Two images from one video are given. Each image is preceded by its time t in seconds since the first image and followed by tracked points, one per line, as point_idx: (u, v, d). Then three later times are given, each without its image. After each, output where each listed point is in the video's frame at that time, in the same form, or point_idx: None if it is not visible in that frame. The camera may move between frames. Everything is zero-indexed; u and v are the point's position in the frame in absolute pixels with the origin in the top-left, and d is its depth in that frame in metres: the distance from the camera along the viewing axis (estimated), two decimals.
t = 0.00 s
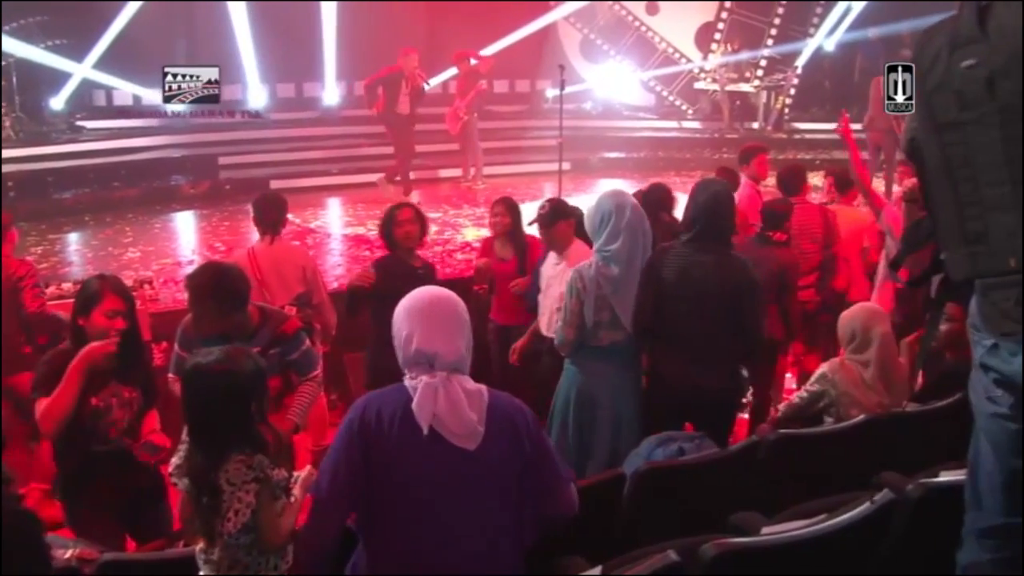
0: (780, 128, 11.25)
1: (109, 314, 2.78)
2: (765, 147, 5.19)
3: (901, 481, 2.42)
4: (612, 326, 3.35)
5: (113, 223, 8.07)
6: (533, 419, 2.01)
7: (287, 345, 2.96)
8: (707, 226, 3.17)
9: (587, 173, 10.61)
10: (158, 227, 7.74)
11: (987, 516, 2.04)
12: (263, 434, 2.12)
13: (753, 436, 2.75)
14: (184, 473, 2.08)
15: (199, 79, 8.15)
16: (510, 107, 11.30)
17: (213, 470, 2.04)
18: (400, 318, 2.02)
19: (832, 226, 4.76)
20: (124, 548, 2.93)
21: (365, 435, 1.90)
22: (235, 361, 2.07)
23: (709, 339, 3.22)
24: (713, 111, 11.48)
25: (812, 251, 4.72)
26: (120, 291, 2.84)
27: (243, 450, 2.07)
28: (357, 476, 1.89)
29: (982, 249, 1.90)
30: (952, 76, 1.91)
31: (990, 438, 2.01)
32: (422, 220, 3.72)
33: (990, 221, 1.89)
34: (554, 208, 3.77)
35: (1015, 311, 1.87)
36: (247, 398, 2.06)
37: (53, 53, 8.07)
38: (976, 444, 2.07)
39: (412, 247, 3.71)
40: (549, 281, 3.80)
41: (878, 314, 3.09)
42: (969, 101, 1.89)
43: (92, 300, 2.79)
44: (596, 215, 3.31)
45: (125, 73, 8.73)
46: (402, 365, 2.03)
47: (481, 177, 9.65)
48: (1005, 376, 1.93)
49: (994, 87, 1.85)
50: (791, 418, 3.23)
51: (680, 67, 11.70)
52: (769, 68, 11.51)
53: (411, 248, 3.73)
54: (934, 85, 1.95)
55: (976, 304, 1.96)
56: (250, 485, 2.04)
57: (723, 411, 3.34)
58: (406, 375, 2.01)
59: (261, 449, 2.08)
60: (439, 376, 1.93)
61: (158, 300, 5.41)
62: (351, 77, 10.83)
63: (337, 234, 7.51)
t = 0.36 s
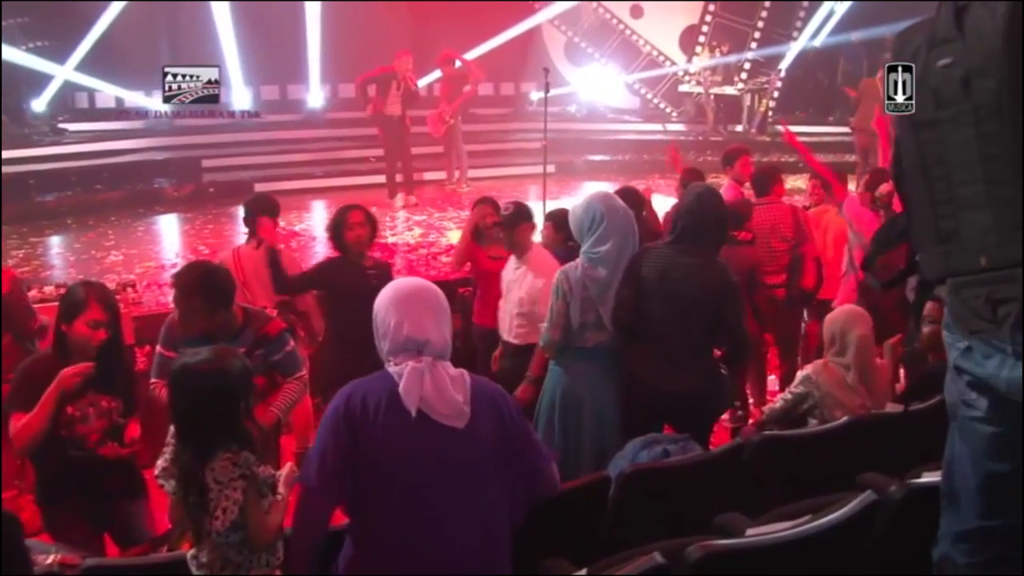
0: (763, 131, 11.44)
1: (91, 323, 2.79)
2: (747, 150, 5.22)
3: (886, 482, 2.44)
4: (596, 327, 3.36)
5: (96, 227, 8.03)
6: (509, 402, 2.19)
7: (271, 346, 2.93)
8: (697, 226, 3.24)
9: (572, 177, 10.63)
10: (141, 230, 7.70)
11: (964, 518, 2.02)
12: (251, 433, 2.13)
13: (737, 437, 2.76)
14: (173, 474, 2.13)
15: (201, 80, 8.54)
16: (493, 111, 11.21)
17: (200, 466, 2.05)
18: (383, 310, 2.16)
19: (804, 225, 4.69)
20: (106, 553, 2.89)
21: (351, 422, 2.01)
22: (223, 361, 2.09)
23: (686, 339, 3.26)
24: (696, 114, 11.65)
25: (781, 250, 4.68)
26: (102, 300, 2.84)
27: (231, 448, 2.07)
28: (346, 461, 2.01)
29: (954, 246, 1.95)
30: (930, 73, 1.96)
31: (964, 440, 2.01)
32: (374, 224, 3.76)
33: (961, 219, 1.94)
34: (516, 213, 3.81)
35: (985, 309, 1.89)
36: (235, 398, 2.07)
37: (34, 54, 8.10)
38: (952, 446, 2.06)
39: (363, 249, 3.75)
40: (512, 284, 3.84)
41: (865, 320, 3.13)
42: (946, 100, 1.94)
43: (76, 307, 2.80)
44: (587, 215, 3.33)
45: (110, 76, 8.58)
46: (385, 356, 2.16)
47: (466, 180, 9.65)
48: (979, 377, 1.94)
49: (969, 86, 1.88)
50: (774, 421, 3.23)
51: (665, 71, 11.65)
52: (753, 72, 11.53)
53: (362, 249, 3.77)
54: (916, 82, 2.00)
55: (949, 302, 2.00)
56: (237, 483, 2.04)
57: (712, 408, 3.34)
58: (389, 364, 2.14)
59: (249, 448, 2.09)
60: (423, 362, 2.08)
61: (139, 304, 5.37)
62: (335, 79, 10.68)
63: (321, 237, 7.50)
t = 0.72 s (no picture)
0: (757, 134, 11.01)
1: (93, 329, 2.70)
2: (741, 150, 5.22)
3: (878, 484, 2.44)
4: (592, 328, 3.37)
5: (86, 228, 8.03)
6: (493, 374, 2.18)
7: (264, 347, 2.95)
8: (696, 229, 3.24)
9: (565, 179, 10.66)
10: (133, 232, 7.69)
11: (952, 522, 2.01)
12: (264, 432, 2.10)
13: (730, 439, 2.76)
14: (178, 484, 2.06)
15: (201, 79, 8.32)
16: (487, 114, 11.26)
17: (213, 469, 2.00)
18: (360, 288, 2.11)
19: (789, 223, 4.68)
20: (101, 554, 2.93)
21: (343, 398, 1.97)
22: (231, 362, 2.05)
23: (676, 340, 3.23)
24: (689, 117, 11.45)
25: (767, 249, 4.66)
26: (104, 304, 2.76)
27: (245, 449, 2.05)
28: (339, 439, 1.97)
29: (942, 245, 1.91)
30: (922, 73, 1.91)
31: (953, 443, 1.99)
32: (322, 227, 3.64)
33: (949, 218, 1.90)
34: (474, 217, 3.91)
35: (969, 310, 1.86)
36: (248, 399, 2.04)
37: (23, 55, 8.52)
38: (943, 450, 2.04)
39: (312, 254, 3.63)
40: (471, 281, 3.94)
41: (860, 318, 3.13)
42: (937, 98, 1.89)
43: (76, 313, 2.71)
44: (581, 219, 3.38)
45: (101, 77, 8.84)
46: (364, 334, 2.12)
47: (459, 183, 9.65)
48: (964, 381, 1.90)
49: (961, 84, 1.84)
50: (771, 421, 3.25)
51: (657, 73, 11.64)
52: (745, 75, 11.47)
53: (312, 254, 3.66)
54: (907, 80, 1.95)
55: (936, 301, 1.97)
56: (257, 484, 2.03)
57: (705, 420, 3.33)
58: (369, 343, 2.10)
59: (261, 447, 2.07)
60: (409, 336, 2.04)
61: (132, 306, 5.37)
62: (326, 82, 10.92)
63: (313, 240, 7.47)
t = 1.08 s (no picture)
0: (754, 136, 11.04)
1: (120, 371, 2.88)
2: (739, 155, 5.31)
3: (877, 487, 2.44)
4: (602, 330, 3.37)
5: (86, 231, 8.01)
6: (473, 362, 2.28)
7: (268, 344, 3.01)
8: (695, 231, 3.26)
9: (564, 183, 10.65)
10: (132, 235, 7.69)
11: (949, 526, 2.01)
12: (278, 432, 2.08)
13: (730, 442, 2.76)
14: (185, 491, 2.00)
15: (200, 80, 8.85)
16: (485, 116, 11.23)
17: (231, 472, 1.96)
18: (348, 286, 2.15)
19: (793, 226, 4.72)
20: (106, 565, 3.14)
21: (362, 387, 1.97)
22: (243, 364, 2.00)
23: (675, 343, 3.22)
24: (688, 119, 11.47)
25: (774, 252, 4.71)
26: (133, 345, 2.93)
27: (258, 452, 2.03)
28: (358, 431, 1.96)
29: (939, 250, 1.91)
30: (921, 76, 1.90)
31: (948, 447, 1.99)
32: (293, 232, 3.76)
33: (946, 222, 1.90)
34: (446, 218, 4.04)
35: (966, 314, 1.87)
36: (264, 402, 2.00)
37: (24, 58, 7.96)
38: (937, 454, 2.06)
39: (285, 258, 3.75)
40: (443, 285, 4.12)
41: (861, 322, 3.16)
42: (935, 101, 1.89)
43: (106, 353, 2.88)
44: (582, 222, 3.36)
45: (101, 79, 8.56)
46: (350, 334, 2.16)
47: (458, 186, 9.63)
48: (960, 386, 1.92)
49: (959, 88, 1.83)
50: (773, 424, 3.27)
51: (656, 76, 11.50)
52: (744, 78, 11.51)
53: (283, 257, 3.78)
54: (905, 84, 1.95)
55: (932, 306, 1.97)
56: (274, 486, 2.02)
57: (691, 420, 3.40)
58: (358, 341, 2.13)
59: (275, 448, 2.05)
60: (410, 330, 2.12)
61: (130, 309, 5.37)
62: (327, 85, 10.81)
63: (313, 243, 7.46)
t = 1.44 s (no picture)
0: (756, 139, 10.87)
1: (132, 402, 2.65)
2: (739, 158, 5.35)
3: (876, 489, 2.44)
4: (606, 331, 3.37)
5: (86, 233, 8.02)
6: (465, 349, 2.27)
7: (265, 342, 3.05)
8: (697, 236, 3.29)
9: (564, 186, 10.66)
10: (133, 237, 7.70)
11: (947, 528, 2.00)
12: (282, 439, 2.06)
13: (729, 444, 2.76)
14: (187, 496, 1.98)
15: (200, 80, 8.34)
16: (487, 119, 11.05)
17: (234, 476, 1.94)
18: (349, 268, 2.11)
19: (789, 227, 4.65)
20: None
21: (370, 377, 1.91)
22: (247, 368, 1.99)
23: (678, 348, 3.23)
24: (688, 122, 11.33)
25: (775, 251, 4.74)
26: (145, 373, 2.70)
27: (260, 457, 2.00)
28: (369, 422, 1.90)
29: (937, 254, 1.91)
30: (916, 81, 1.91)
31: (946, 447, 1.97)
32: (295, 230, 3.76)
33: (945, 227, 1.90)
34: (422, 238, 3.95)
35: (966, 319, 1.86)
36: (269, 406, 1.99)
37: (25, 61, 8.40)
38: (936, 455, 2.04)
39: (287, 258, 3.74)
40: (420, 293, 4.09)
41: (867, 324, 3.17)
42: (931, 106, 1.89)
43: (118, 381, 2.66)
44: (575, 218, 3.32)
45: (104, 82, 8.83)
46: (347, 316, 2.09)
47: (458, 189, 9.61)
48: (960, 389, 1.90)
49: (955, 93, 1.84)
50: (774, 428, 3.24)
51: (656, 79, 11.75)
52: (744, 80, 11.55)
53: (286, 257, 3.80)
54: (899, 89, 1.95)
55: (932, 310, 1.97)
56: (277, 492, 1.99)
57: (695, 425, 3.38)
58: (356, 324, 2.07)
59: (277, 453, 2.03)
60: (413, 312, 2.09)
61: (131, 311, 5.38)
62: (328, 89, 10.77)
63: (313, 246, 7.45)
